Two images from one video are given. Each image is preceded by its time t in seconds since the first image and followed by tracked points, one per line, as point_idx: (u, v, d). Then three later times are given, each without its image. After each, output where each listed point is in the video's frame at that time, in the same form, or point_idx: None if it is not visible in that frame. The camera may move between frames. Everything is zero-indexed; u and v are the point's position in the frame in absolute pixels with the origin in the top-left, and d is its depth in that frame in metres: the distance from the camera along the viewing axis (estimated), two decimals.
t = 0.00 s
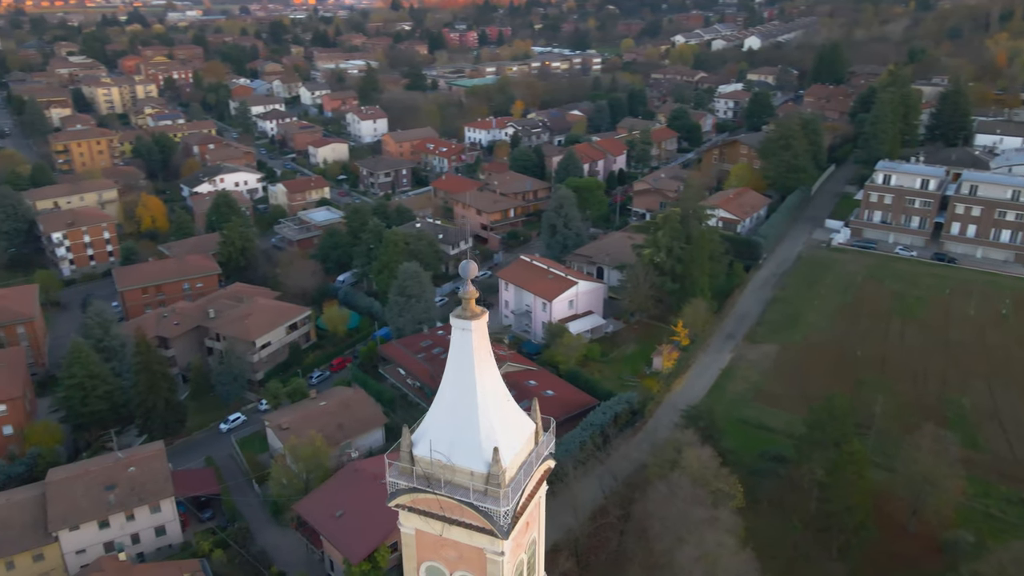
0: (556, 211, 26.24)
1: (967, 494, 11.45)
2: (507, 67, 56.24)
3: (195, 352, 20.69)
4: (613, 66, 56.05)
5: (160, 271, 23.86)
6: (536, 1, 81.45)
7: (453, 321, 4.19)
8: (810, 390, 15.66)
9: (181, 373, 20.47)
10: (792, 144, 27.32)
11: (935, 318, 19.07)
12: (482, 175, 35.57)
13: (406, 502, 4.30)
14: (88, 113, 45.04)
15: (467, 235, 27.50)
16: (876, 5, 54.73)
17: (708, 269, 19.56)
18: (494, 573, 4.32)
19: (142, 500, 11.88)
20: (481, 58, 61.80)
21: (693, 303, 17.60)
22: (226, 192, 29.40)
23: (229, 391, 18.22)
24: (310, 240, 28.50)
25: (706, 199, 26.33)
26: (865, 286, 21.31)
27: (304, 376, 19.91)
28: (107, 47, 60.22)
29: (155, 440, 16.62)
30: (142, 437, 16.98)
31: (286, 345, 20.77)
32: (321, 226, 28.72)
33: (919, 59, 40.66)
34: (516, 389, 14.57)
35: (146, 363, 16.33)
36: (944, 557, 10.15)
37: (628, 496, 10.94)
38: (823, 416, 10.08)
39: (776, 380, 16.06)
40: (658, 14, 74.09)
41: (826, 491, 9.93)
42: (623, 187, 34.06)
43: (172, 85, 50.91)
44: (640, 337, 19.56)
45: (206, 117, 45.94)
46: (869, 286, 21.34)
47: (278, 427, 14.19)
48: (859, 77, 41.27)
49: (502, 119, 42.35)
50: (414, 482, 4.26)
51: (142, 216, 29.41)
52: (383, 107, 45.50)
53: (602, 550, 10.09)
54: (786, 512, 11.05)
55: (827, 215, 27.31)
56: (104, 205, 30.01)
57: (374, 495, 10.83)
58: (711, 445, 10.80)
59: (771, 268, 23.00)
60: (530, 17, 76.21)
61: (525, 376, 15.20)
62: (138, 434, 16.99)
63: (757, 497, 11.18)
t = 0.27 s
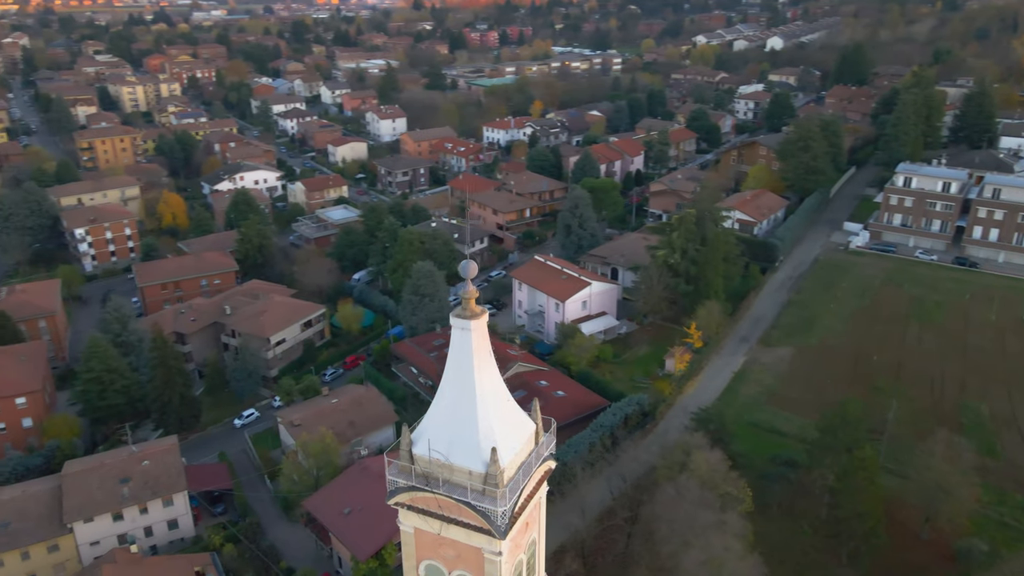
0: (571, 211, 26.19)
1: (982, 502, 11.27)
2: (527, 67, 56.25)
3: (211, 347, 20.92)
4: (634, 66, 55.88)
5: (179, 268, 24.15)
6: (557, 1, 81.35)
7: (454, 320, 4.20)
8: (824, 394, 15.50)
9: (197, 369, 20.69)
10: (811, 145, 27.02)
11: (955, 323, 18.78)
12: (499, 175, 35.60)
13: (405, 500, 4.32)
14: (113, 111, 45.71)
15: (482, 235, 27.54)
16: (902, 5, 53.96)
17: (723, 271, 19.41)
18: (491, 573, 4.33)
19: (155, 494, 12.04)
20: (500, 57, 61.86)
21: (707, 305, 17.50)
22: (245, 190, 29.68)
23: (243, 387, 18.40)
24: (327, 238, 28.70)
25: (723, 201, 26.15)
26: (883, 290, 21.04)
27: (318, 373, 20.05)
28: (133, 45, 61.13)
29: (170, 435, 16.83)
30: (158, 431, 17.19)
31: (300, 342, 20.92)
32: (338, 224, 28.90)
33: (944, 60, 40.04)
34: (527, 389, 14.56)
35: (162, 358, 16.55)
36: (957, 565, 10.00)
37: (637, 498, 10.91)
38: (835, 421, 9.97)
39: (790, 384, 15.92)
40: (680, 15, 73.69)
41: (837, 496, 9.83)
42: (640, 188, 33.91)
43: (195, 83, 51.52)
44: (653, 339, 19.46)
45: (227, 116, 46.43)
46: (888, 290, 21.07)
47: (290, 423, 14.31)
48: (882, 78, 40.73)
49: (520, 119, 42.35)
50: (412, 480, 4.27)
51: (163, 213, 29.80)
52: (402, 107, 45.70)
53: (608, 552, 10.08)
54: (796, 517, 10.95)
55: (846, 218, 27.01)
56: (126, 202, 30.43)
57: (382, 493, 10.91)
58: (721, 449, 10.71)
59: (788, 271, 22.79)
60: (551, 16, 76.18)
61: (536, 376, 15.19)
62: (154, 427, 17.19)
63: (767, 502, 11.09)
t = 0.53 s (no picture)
0: (586, 211, 26.11)
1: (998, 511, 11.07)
2: (546, 67, 56.20)
3: (227, 344, 21.13)
4: (654, 67, 55.64)
5: (198, 264, 24.43)
6: (579, 1, 81.12)
7: (454, 320, 4.20)
8: (839, 399, 15.32)
9: (213, 365, 20.92)
10: (831, 146, 26.67)
11: (975, 329, 18.47)
12: (516, 175, 35.60)
13: (404, 498, 4.34)
14: (137, 109, 46.35)
15: (498, 235, 27.55)
16: (929, 5, 53.15)
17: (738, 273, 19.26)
18: (489, 573, 4.33)
19: (168, 487, 12.20)
20: (520, 57, 61.86)
21: (721, 308, 17.38)
22: (264, 188, 29.93)
23: (258, 383, 18.57)
24: (344, 236, 28.88)
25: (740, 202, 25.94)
26: (902, 295, 20.74)
27: (331, 371, 20.17)
28: (158, 44, 61.96)
29: (185, 429, 17.03)
30: (173, 425, 17.40)
31: (314, 339, 21.07)
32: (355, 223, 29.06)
33: (970, 61, 39.38)
34: (537, 389, 14.55)
35: (178, 354, 16.76)
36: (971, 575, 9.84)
37: (645, 501, 10.87)
38: (848, 426, 9.86)
39: (804, 388, 15.75)
40: (702, 14, 73.22)
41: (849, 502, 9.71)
42: (658, 188, 33.73)
43: (218, 82, 52.10)
44: (666, 341, 19.36)
45: (249, 114, 46.87)
46: (907, 294, 20.77)
47: (302, 420, 14.42)
48: (907, 79, 40.16)
49: (539, 119, 42.31)
50: (411, 478, 4.29)
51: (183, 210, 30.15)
52: (421, 106, 45.87)
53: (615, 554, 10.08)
54: (807, 523, 10.84)
55: (865, 221, 26.67)
56: (148, 199, 30.83)
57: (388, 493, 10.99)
58: (730, 453, 10.62)
59: (805, 273, 22.57)
60: (573, 16, 76.05)
61: (547, 377, 15.18)
62: (169, 422, 17.41)
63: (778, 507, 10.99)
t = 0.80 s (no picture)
0: (601, 212, 26.02)
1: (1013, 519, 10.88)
2: (566, 67, 56.11)
3: (243, 340, 21.32)
4: (675, 67, 55.37)
5: (216, 261, 24.69)
6: (601, 1, 80.83)
7: (455, 319, 4.21)
8: (854, 404, 15.13)
9: (228, 361, 21.14)
10: (851, 148, 26.33)
11: (994, 335, 18.17)
12: (533, 175, 35.59)
13: (404, 496, 4.36)
14: (161, 107, 46.96)
15: (513, 235, 27.55)
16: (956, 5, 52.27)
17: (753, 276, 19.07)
18: (488, 572, 4.34)
19: (181, 481, 12.36)
20: (541, 57, 61.82)
21: (735, 310, 17.24)
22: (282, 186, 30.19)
23: (272, 379, 18.74)
24: (361, 235, 29.04)
25: (757, 205, 25.73)
26: (921, 299, 20.44)
27: (345, 369, 20.31)
28: (183, 44, 62.75)
29: (200, 425, 17.21)
30: (188, 420, 17.60)
31: (328, 337, 21.21)
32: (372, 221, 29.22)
33: (998, 62, 38.67)
34: (548, 390, 14.55)
35: (194, 350, 16.98)
36: None
37: (653, 504, 10.84)
38: (859, 432, 9.75)
39: (818, 393, 15.59)
40: (725, 14, 72.70)
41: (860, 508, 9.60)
42: (675, 190, 33.53)
43: (240, 81, 52.63)
44: (679, 343, 19.27)
45: (270, 113, 47.27)
46: (926, 299, 20.46)
47: (314, 417, 14.53)
48: (932, 79, 39.53)
49: (557, 119, 42.24)
50: (410, 477, 4.32)
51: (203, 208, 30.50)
52: (440, 105, 46.00)
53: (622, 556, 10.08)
54: (818, 529, 10.74)
55: (885, 223, 26.32)
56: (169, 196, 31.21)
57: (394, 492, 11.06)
58: (739, 456, 10.55)
59: (822, 277, 22.33)
60: (594, 16, 75.87)
61: (558, 377, 15.17)
62: (185, 417, 17.62)
63: (788, 512, 10.90)
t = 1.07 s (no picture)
0: (617, 213, 25.93)
1: None
2: (586, 67, 55.95)
3: (258, 337, 21.52)
4: (696, 67, 55.02)
5: (234, 258, 24.93)
6: (623, 1, 80.46)
7: (454, 318, 4.23)
8: (869, 409, 14.95)
9: (243, 357, 21.37)
10: (871, 150, 25.97)
11: (1016, 341, 17.84)
12: (550, 175, 35.56)
13: (404, 494, 4.37)
14: (184, 106, 47.54)
15: (528, 234, 27.52)
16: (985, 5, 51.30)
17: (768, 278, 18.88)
18: (485, 572, 4.34)
19: (193, 476, 12.49)
20: (561, 57, 61.72)
21: (750, 312, 17.10)
22: (300, 184, 30.40)
23: (285, 376, 18.90)
24: (377, 234, 29.19)
25: (775, 207, 25.48)
26: (940, 303, 20.12)
27: (358, 366, 20.42)
28: (207, 43, 63.48)
29: (214, 420, 17.40)
30: (203, 416, 17.79)
31: (342, 334, 21.34)
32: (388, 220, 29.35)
33: None
34: (560, 390, 14.52)
35: (209, 346, 17.17)
36: None
37: (662, 506, 10.80)
38: (871, 437, 9.64)
39: (832, 398, 15.41)
40: (748, 14, 72.01)
41: (872, 515, 9.49)
42: (693, 191, 33.33)
43: (262, 80, 53.16)
44: (693, 345, 19.15)
45: (291, 112, 47.67)
46: (945, 303, 20.14)
47: (326, 414, 14.62)
48: (958, 81, 38.88)
49: (576, 119, 42.17)
50: (410, 475, 4.33)
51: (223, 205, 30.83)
52: (459, 105, 46.09)
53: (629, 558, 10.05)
54: (829, 535, 10.63)
55: (905, 226, 25.94)
56: (190, 193, 31.58)
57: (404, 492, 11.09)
58: (749, 460, 10.45)
59: (840, 280, 22.07)
60: (616, 16, 75.57)
61: (570, 378, 15.13)
62: (200, 413, 17.83)
63: (799, 517, 10.80)
